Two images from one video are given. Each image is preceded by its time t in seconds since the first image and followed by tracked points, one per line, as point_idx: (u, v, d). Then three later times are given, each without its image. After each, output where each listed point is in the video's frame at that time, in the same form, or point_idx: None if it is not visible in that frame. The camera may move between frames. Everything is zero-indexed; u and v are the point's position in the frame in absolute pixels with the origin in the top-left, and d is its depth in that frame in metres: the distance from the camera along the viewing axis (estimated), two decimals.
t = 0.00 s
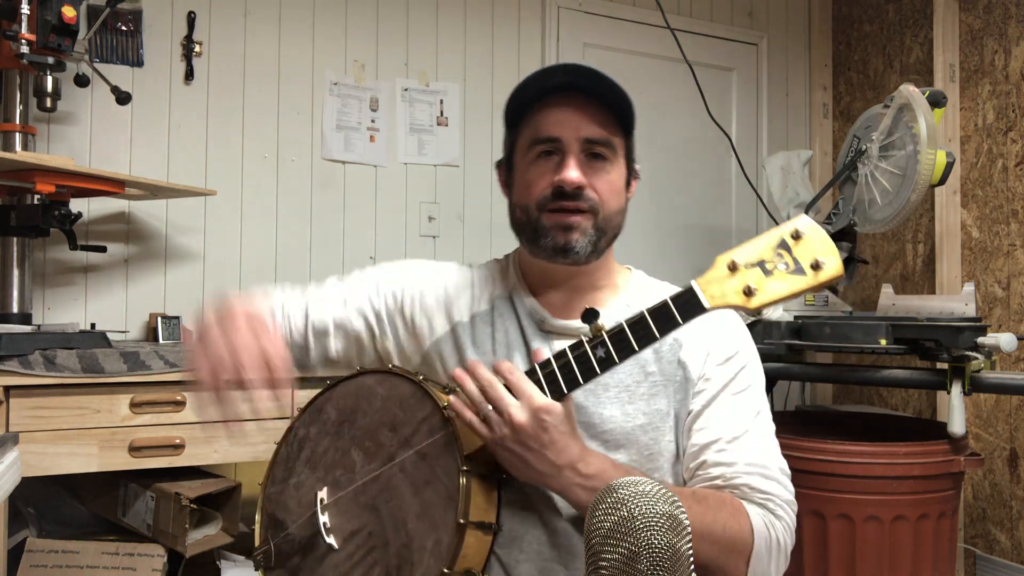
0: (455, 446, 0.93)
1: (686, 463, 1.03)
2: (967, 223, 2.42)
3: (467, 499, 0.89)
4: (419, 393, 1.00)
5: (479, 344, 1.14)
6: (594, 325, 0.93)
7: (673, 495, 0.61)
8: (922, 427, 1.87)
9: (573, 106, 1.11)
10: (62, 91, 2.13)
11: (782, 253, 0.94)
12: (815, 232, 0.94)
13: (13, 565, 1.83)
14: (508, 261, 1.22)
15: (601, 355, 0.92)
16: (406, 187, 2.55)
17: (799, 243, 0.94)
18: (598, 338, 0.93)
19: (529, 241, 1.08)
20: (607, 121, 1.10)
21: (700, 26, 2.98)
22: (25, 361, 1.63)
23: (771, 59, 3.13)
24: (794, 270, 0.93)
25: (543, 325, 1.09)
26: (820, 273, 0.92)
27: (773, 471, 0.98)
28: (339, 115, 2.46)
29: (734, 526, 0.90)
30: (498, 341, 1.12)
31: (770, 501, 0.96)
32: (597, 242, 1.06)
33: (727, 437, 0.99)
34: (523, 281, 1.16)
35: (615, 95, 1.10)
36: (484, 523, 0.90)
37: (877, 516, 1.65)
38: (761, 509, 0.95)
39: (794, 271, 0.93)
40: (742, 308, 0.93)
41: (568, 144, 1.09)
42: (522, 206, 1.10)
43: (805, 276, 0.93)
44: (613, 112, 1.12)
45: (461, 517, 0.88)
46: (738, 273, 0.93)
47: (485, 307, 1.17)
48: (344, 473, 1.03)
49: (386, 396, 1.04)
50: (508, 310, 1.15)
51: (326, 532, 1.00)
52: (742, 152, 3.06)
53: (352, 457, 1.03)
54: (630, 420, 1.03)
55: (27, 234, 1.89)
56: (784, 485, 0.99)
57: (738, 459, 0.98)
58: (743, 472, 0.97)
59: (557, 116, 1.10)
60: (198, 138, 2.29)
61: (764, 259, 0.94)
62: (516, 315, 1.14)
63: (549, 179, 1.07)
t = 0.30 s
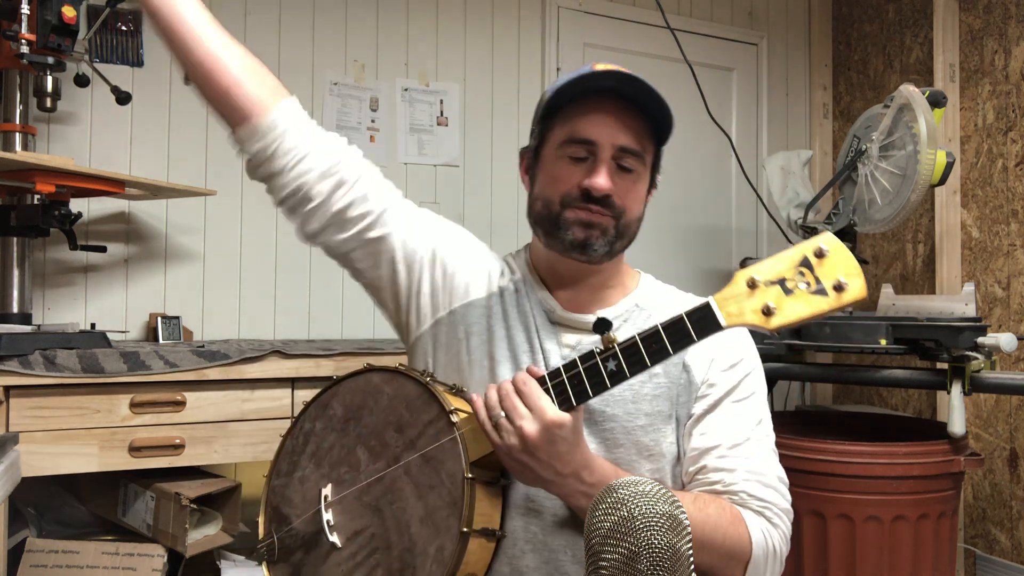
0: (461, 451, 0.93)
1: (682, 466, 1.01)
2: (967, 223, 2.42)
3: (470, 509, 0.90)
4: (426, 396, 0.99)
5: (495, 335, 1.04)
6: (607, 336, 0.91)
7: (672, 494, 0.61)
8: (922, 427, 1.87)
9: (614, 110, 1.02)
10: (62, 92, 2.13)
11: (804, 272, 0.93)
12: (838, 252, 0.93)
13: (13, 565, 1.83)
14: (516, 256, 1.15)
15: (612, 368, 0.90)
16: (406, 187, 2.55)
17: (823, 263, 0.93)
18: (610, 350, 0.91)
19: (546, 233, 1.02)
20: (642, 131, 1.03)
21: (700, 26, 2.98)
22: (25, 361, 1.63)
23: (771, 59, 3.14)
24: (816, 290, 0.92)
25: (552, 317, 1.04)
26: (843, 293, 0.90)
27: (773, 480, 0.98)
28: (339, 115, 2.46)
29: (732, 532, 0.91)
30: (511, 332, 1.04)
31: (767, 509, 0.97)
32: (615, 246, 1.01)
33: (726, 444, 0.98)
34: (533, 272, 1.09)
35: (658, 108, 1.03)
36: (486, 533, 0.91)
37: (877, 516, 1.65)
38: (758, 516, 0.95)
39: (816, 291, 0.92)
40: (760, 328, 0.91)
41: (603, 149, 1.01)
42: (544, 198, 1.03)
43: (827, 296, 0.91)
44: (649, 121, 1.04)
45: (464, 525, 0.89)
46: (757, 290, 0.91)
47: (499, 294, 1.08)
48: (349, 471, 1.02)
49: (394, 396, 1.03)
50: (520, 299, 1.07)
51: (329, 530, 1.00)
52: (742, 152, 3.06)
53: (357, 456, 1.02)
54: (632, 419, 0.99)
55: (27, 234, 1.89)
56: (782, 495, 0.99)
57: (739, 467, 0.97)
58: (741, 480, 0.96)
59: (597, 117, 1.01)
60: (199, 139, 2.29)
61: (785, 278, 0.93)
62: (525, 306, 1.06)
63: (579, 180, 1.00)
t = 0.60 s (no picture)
0: (476, 451, 0.93)
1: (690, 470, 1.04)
2: (967, 223, 2.42)
3: (485, 510, 0.90)
4: (443, 395, 1.01)
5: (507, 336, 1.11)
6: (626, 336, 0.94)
7: (672, 494, 0.60)
8: (922, 427, 1.87)
9: (646, 116, 1.07)
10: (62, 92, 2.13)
11: (835, 272, 0.89)
12: (871, 252, 0.88)
13: (13, 565, 1.83)
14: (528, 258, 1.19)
15: (631, 368, 0.92)
16: (406, 187, 2.55)
17: (855, 263, 0.88)
18: (629, 351, 0.93)
19: (569, 237, 1.08)
20: (671, 139, 1.09)
21: (700, 26, 2.98)
22: (25, 361, 1.63)
23: (771, 59, 3.14)
24: (847, 292, 0.88)
25: (563, 318, 1.09)
26: (875, 296, 0.86)
27: (779, 491, 1.01)
28: (339, 115, 2.46)
29: (740, 545, 0.93)
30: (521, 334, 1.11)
31: (773, 521, 0.99)
32: (638, 252, 1.07)
33: (736, 453, 1.01)
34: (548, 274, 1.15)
35: (688, 115, 1.08)
36: (500, 536, 0.91)
37: (877, 516, 1.65)
38: (764, 527, 0.98)
39: (847, 293, 0.88)
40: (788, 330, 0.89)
41: (631, 155, 1.07)
42: (570, 202, 1.09)
43: (858, 299, 0.87)
44: (678, 128, 1.10)
45: (477, 527, 0.89)
46: (784, 292, 0.89)
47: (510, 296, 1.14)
48: (365, 469, 1.06)
49: (410, 394, 1.05)
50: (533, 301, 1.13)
51: (342, 529, 1.04)
52: (742, 152, 3.06)
53: (372, 455, 1.06)
54: (644, 424, 1.01)
55: (27, 234, 1.89)
56: (787, 505, 1.02)
57: (747, 476, 1.00)
58: (750, 489, 0.99)
59: (629, 124, 1.07)
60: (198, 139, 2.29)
61: (814, 278, 0.90)
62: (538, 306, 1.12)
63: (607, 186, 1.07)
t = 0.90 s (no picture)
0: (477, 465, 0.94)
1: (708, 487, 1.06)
2: (967, 223, 2.42)
3: (484, 527, 0.91)
4: (447, 403, 1.01)
5: (510, 358, 1.11)
6: (635, 358, 0.94)
7: (672, 494, 0.60)
8: (923, 427, 1.87)
9: (684, 129, 1.08)
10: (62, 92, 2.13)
11: (856, 303, 0.90)
12: (897, 284, 0.88)
13: (13, 566, 1.83)
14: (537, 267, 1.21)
15: (639, 392, 0.93)
16: (407, 187, 2.55)
17: (879, 295, 0.89)
18: (637, 372, 0.94)
19: (593, 250, 1.10)
20: (704, 152, 1.10)
21: (700, 27, 2.98)
22: (25, 361, 1.63)
23: (771, 59, 3.14)
24: (867, 325, 0.89)
25: (583, 332, 1.12)
26: (897, 330, 0.87)
27: (791, 510, 1.01)
28: (339, 115, 2.46)
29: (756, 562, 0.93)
30: (528, 352, 1.11)
31: (784, 540, 0.99)
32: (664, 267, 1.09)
33: (752, 470, 1.02)
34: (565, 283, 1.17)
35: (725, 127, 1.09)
36: (499, 552, 0.93)
37: (877, 516, 1.65)
38: (777, 547, 0.98)
39: (868, 326, 0.89)
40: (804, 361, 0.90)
41: (665, 168, 1.08)
42: (597, 212, 1.11)
43: (880, 333, 0.88)
44: (711, 141, 1.11)
45: (475, 544, 0.91)
46: (802, 321, 0.91)
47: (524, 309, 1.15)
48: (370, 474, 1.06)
49: (415, 400, 1.06)
50: (547, 309, 1.14)
51: (343, 533, 1.05)
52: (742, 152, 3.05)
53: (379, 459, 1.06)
54: (666, 443, 1.04)
55: (27, 235, 1.90)
56: (800, 525, 1.01)
57: (760, 495, 1.01)
58: (763, 508, 1.00)
59: (666, 137, 1.07)
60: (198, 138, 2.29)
61: (833, 308, 0.92)
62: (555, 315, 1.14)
63: (638, 199, 1.08)
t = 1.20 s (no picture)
0: (489, 468, 0.95)
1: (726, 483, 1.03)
2: (967, 223, 2.42)
3: (498, 530, 0.92)
4: (455, 405, 1.03)
5: (506, 368, 1.11)
6: (654, 364, 0.94)
7: (672, 494, 0.60)
8: (923, 428, 1.87)
9: (634, 130, 1.03)
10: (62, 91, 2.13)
11: (878, 312, 0.92)
12: (918, 294, 0.90)
13: (14, 565, 1.83)
14: (519, 277, 1.19)
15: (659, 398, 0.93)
16: (406, 187, 2.55)
17: (901, 305, 0.91)
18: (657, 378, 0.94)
19: (574, 265, 1.08)
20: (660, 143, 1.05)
21: (700, 27, 2.98)
22: (25, 361, 1.63)
23: (771, 59, 3.14)
24: (890, 334, 0.91)
25: (576, 336, 1.10)
26: (920, 339, 0.89)
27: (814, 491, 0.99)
28: (339, 115, 2.46)
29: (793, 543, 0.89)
30: (521, 358, 1.11)
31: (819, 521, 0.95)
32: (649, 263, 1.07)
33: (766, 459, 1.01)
34: (547, 288, 1.16)
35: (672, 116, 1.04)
36: (512, 556, 0.93)
37: (877, 516, 1.65)
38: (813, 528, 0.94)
39: (890, 335, 0.91)
40: (828, 369, 0.92)
41: (621, 174, 1.04)
42: (567, 232, 1.07)
43: (903, 342, 0.90)
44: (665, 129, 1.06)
45: (490, 550, 0.91)
46: (825, 329, 0.93)
47: (513, 317, 1.15)
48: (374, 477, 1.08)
49: (420, 402, 1.07)
50: (537, 317, 1.14)
51: (346, 538, 1.07)
52: (742, 152, 3.05)
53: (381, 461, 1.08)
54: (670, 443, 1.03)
55: (27, 235, 1.90)
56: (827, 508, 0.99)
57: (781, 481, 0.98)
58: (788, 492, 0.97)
59: (617, 143, 1.03)
60: (198, 138, 2.29)
61: (856, 317, 0.93)
62: (544, 322, 1.13)
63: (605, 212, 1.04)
